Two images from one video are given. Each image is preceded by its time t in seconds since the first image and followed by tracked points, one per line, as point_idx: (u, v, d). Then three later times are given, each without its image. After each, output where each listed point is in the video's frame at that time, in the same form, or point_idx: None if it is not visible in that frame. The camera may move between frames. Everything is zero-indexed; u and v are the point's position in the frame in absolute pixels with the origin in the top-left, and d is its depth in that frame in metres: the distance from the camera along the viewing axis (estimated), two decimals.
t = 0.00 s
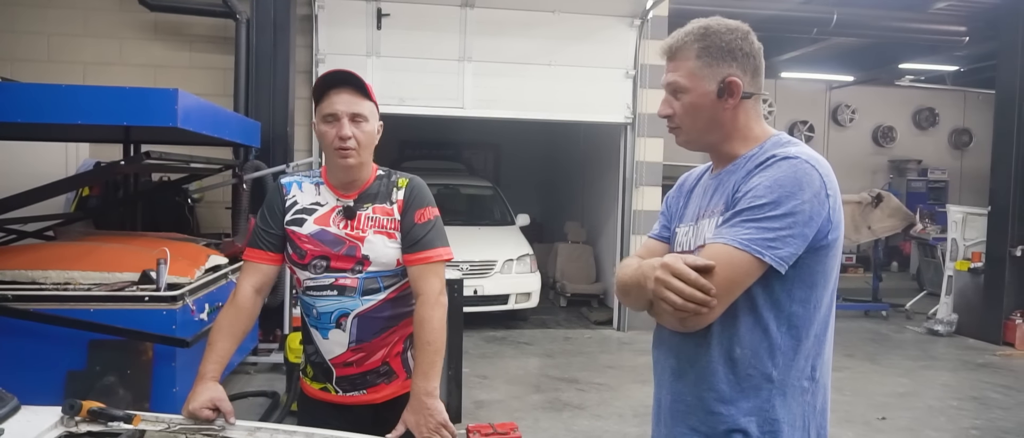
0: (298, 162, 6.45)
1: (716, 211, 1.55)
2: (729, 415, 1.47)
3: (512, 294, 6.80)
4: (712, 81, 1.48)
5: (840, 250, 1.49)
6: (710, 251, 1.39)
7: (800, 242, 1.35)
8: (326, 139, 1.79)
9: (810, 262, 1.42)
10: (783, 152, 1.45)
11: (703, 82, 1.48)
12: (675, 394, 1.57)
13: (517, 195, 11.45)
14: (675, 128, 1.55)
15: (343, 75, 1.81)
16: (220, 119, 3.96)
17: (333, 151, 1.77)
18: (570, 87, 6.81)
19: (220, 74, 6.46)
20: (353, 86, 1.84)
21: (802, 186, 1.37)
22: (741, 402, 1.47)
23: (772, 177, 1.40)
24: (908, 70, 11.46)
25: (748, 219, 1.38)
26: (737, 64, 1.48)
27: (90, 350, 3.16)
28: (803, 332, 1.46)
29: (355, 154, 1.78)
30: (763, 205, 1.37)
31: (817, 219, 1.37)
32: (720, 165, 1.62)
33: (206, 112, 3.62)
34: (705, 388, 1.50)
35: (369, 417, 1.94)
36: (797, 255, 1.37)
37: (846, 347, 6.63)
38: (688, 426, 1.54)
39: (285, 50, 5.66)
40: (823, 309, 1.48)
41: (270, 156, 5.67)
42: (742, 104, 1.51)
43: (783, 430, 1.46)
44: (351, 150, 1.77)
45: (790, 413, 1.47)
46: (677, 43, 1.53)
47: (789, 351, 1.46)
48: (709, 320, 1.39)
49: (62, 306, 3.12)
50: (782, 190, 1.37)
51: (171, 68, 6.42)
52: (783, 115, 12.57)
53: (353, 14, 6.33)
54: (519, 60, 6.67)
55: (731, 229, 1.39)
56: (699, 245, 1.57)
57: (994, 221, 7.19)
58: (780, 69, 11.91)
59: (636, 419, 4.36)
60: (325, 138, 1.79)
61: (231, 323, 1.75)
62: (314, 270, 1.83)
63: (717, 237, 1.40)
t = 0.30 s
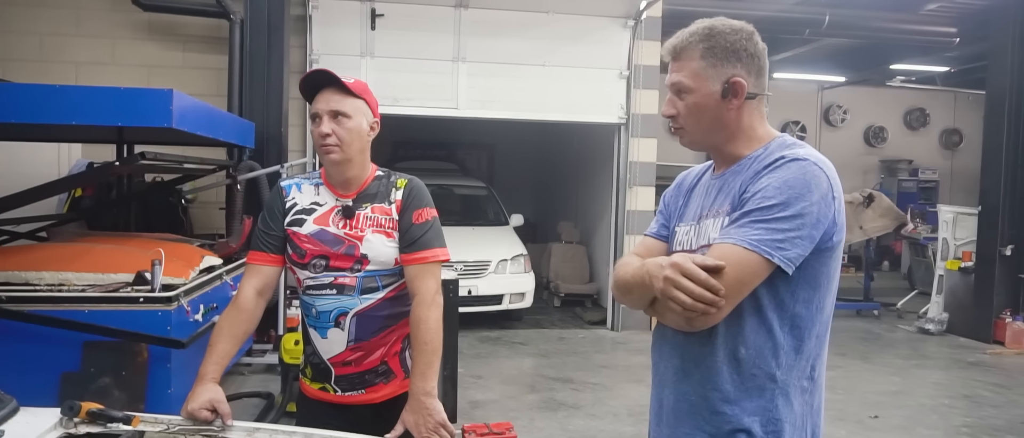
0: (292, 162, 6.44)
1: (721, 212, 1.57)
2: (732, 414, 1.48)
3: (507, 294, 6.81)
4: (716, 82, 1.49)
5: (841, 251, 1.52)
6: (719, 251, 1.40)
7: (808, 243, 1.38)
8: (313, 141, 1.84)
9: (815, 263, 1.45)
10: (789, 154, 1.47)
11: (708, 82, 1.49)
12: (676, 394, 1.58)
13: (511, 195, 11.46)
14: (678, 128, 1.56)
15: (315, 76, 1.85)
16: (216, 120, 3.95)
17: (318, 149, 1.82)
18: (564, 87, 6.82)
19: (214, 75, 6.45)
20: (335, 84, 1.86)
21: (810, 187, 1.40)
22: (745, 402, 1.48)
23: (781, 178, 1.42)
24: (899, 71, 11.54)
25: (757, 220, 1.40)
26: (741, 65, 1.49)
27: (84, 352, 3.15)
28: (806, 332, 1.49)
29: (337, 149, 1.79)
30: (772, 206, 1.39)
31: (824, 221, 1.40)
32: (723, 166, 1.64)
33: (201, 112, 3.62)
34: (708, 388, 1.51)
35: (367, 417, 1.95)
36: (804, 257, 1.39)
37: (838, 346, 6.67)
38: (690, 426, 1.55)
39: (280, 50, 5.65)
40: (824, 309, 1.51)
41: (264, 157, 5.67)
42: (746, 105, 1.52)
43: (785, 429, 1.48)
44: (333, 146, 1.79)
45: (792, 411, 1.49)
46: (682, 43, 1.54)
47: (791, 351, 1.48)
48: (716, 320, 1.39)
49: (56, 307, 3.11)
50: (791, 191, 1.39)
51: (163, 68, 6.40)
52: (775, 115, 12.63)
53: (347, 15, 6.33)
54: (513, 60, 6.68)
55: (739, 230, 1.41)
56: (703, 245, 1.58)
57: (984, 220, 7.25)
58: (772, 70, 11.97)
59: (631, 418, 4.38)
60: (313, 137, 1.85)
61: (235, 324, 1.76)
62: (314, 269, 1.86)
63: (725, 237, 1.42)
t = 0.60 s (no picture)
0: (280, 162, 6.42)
1: (732, 212, 1.59)
2: (738, 418, 1.50)
3: (496, 294, 6.81)
4: (732, 82, 1.51)
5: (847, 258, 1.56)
6: (737, 252, 1.41)
7: (823, 248, 1.40)
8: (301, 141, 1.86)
9: (825, 268, 1.48)
10: (806, 157, 1.49)
11: (723, 82, 1.51)
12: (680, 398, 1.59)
13: (500, 195, 11.46)
14: (690, 127, 1.57)
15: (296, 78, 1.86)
16: (204, 120, 3.93)
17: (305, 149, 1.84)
18: (553, 87, 6.84)
19: (202, 74, 6.40)
20: (318, 84, 1.87)
21: (827, 191, 1.42)
22: (751, 407, 1.50)
23: (799, 181, 1.44)
24: (884, 73, 11.65)
25: (773, 222, 1.42)
26: (757, 65, 1.51)
27: (71, 353, 3.12)
28: (813, 337, 1.51)
29: (323, 148, 1.81)
30: (789, 209, 1.41)
31: (838, 226, 1.43)
32: (732, 167, 1.66)
33: (190, 112, 3.59)
34: (714, 393, 1.52)
35: (367, 417, 1.95)
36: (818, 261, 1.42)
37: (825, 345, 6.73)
38: (694, 429, 1.56)
39: (268, 50, 5.63)
40: (831, 314, 1.53)
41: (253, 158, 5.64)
42: (760, 106, 1.54)
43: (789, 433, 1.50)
44: (320, 145, 1.81)
45: (795, 417, 1.51)
46: (699, 40, 1.56)
47: (798, 356, 1.50)
48: (730, 324, 1.42)
49: (43, 309, 3.07)
50: (808, 195, 1.42)
51: (151, 68, 6.35)
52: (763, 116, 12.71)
53: (336, 15, 6.32)
54: (503, 61, 6.69)
55: (756, 232, 1.43)
56: (712, 246, 1.60)
57: (968, 220, 7.34)
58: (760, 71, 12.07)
59: (621, 418, 4.40)
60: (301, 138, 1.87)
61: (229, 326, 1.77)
62: (311, 270, 1.85)
63: (741, 238, 1.44)
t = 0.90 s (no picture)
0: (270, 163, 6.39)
1: (757, 218, 1.62)
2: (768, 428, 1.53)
3: (487, 295, 6.81)
4: (754, 83, 1.54)
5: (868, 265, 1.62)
6: (776, 258, 1.45)
7: (857, 253, 1.46)
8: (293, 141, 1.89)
9: (855, 274, 1.53)
10: (832, 161, 1.54)
11: (744, 83, 1.55)
12: (707, 409, 1.61)
13: (490, 197, 11.46)
14: (709, 129, 1.61)
15: (287, 81, 1.91)
16: (194, 120, 3.90)
17: (300, 148, 1.87)
18: (543, 89, 6.85)
19: (191, 75, 6.37)
20: (310, 86, 1.93)
21: (858, 196, 1.48)
22: (782, 418, 1.54)
23: (833, 186, 1.49)
24: (871, 75, 11.75)
25: (810, 227, 1.46)
26: (778, 67, 1.55)
27: (60, 356, 3.09)
28: (838, 344, 1.57)
29: (318, 144, 1.85)
30: (825, 214, 1.46)
31: (869, 231, 1.49)
32: (748, 171, 1.69)
33: (180, 113, 3.57)
34: (745, 404, 1.55)
35: (365, 416, 1.96)
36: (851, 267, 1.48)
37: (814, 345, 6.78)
38: None
39: (258, 51, 5.61)
40: (854, 322, 1.59)
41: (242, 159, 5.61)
42: (780, 109, 1.58)
43: None
44: (316, 142, 1.85)
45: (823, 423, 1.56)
46: (721, 40, 1.59)
47: (826, 364, 1.55)
48: (767, 333, 1.45)
49: (31, 311, 3.03)
50: (843, 200, 1.47)
51: (139, 68, 6.31)
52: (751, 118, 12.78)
53: (325, 15, 6.30)
54: (493, 62, 6.69)
55: (792, 238, 1.47)
56: (735, 250, 1.64)
57: (954, 221, 7.42)
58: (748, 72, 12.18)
59: (613, 419, 4.41)
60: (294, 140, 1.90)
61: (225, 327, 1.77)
62: (311, 267, 1.87)
63: (778, 244, 1.48)
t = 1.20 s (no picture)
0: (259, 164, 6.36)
1: (766, 220, 1.64)
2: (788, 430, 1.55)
3: (477, 297, 6.80)
4: (755, 88, 1.56)
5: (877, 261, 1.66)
6: (794, 265, 1.48)
7: (871, 254, 1.50)
8: (291, 136, 1.93)
9: (869, 273, 1.56)
10: (839, 161, 1.57)
11: (746, 88, 1.56)
12: (724, 414, 1.61)
13: (480, 198, 11.45)
14: (710, 130, 1.63)
15: (288, 78, 1.98)
16: (184, 121, 3.88)
17: (298, 143, 1.91)
18: (533, 91, 6.86)
19: (180, 75, 6.33)
20: (309, 84, 1.99)
21: (870, 195, 1.51)
22: (803, 419, 1.56)
23: (845, 188, 1.51)
24: (857, 78, 11.86)
25: (826, 232, 1.49)
26: (783, 71, 1.55)
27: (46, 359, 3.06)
28: (851, 344, 1.60)
29: (316, 137, 1.89)
30: (840, 218, 1.49)
31: (881, 232, 1.53)
32: (753, 172, 1.71)
33: (169, 114, 3.55)
34: (764, 408, 1.56)
35: (358, 415, 1.94)
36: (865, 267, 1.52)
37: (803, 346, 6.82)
38: None
39: (247, 52, 5.59)
40: (865, 320, 1.62)
41: (232, 160, 5.58)
42: (782, 113, 1.59)
43: None
44: (315, 136, 1.89)
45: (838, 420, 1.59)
46: (726, 42, 1.60)
47: (842, 362, 1.58)
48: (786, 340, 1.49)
49: (17, 313, 3.01)
50: (857, 202, 1.50)
51: (127, 69, 6.26)
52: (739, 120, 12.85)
53: (315, 16, 6.29)
54: (483, 64, 6.70)
55: (807, 243, 1.50)
56: (745, 253, 1.65)
57: (940, 223, 7.50)
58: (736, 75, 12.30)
59: (604, 420, 4.42)
60: (292, 136, 1.95)
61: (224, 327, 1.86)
62: (304, 261, 1.87)
63: (795, 250, 1.50)
